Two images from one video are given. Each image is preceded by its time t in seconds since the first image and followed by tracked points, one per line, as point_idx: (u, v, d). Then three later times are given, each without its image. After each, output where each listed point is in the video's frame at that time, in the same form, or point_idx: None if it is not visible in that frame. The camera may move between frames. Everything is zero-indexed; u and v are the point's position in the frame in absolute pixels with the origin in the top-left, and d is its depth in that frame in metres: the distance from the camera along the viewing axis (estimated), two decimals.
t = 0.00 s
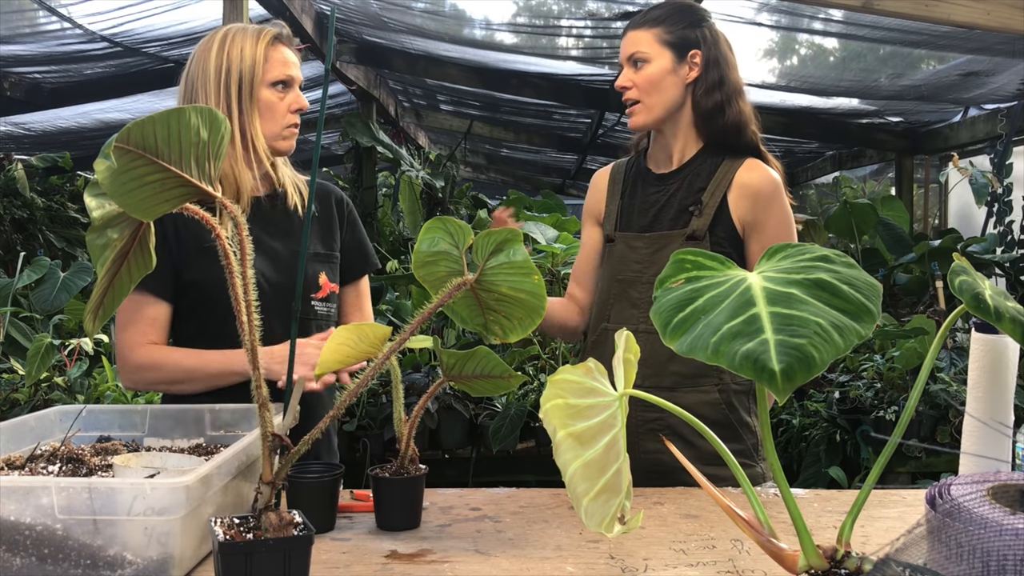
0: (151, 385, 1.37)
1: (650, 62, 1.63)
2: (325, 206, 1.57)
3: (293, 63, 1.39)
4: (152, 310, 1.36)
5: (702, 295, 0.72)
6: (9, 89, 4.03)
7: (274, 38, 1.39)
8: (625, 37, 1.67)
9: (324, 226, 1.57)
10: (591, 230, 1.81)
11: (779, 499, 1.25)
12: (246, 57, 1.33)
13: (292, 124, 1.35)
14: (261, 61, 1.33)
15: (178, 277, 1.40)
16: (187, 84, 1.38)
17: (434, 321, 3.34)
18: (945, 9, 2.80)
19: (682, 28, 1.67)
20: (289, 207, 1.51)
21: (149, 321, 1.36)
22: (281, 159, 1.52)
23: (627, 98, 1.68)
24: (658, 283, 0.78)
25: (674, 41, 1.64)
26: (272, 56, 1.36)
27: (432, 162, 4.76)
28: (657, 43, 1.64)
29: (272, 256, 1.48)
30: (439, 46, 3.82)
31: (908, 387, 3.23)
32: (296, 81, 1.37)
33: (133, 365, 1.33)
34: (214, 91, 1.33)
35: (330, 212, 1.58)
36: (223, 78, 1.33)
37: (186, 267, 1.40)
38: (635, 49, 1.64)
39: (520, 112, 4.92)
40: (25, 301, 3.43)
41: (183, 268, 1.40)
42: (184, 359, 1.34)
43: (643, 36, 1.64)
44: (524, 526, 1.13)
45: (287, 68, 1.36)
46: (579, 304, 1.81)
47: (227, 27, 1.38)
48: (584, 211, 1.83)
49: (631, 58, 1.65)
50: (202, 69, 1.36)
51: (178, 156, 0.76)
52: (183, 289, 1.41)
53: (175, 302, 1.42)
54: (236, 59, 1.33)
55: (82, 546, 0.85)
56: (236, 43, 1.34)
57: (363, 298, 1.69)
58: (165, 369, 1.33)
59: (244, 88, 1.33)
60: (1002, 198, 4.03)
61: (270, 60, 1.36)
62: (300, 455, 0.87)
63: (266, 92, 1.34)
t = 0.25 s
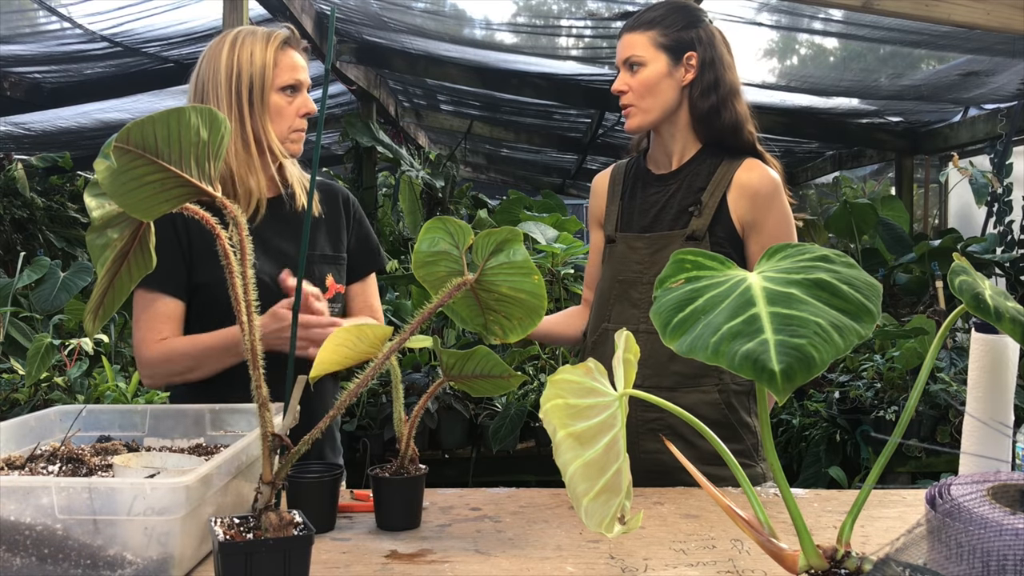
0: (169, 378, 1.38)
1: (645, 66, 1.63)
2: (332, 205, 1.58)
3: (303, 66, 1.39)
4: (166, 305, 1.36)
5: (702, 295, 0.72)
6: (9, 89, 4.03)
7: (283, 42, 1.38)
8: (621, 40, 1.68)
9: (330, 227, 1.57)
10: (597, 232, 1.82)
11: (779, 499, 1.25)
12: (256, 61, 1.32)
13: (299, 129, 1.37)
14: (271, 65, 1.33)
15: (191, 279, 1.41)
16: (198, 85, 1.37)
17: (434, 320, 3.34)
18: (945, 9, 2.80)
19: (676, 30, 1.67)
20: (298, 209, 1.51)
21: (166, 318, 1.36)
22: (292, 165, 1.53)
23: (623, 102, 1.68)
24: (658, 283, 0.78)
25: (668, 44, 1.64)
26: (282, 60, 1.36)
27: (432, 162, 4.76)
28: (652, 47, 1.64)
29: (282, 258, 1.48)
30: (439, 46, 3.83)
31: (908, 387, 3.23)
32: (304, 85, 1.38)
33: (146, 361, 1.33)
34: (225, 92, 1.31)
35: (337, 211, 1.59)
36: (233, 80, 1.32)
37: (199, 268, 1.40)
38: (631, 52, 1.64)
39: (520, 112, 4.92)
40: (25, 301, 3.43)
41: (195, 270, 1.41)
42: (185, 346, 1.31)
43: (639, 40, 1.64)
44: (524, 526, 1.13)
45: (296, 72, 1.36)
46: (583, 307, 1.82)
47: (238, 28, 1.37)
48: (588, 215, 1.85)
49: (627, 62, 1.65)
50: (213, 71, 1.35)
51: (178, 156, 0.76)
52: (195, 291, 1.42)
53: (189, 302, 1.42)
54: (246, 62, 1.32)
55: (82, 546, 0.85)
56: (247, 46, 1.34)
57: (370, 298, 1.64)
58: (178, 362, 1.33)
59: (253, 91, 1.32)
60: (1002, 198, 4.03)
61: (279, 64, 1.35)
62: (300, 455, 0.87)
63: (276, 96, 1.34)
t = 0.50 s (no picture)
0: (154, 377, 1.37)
1: (645, 67, 1.63)
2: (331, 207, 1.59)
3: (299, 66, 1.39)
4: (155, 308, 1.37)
5: (702, 295, 0.72)
6: (9, 89, 4.03)
7: (278, 43, 1.39)
8: (620, 41, 1.68)
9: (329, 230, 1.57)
10: (598, 234, 1.83)
11: (779, 500, 1.25)
12: (251, 65, 1.33)
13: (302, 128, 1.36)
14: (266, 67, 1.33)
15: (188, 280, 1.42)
16: (195, 92, 1.38)
17: (434, 320, 3.34)
18: (945, 9, 2.80)
19: (675, 31, 1.67)
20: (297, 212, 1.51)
21: (152, 319, 1.36)
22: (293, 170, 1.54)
23: (623, 103, 1.67)
24: (657, 283, 0.78)
25: (667, 45, 1.64)
26: (277, 61, 1.36)
27: (432, 162, 4.76)
28: (651, 48, 1.64)
29: (282, 261, 1.49)
30: (439, 46, 3.83)
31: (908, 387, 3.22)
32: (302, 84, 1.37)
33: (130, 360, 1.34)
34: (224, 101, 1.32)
35: (336, 213, 1.59)
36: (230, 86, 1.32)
37: (194, 270, 1.41)
38: (630, 54, 1.64)
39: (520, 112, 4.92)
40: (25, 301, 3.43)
41: (191, 271, 1.41)
42: (168, 342, 1.32)
43: (638, 41, 1.64)
44: (524, 526, 1.13)
45: (293, 71, 1.37)
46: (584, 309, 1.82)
47: (231, 35, 1.38)
48: (589, 217, 1.85)
49: (626, 64, 1.65)
50: (210, 77, 1.36)
51: (178, 156, 0.76)
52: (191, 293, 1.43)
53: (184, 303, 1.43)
54: (243, 67, 1.33)
55: (82, 546, 0.85)
56: (241, 50, 1.35)
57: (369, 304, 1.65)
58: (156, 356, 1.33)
59: (251, 93, 1.33)
60: (1002, 198, 4.03)
61: (275, 65, 1.36)
62: (300, 455, 0.88)
63: (274, 97, 1.34)
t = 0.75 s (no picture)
0: (127, 383, 1.35)
1: (646, 66, 1.63)
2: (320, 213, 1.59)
3: (285, 74, 1.39)
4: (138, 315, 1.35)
5: (702, 295, 0.72)
6: (9, 89, 4.03)
7: (265, 49, 1.39)
8: (621, 40, 1.67)
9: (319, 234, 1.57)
10: (597, 236, 1.83)
11: (779, 500, 1.25)
12: (237, 74, 1.33)
13: (289, 137, 1.37)
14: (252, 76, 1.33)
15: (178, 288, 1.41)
16: (178, 100, 1.39)
17: (434, 321, 3.34)
18: (945, 9, 2.79)
19: (677, 30, 1.66)
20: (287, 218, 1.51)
21: (135, 320, 1.35)
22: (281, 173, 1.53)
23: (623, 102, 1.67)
24: (658, 283, 0.77)
25: (669, 44, 1.64)
26: (264, 69, 1.36)
27: (432, 162, 4.76)
28: (653, 47, 1.63)
29: (277, 269, 1.50)
30: (439, 46, 3.83)
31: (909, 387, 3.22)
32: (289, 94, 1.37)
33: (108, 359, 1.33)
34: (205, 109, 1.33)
35: (326, 220, 1.60)
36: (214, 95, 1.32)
37: (184, 276, 1.40)
38: (631, 52, 1.64)
39: (520, 112, 4.92)
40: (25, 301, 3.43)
41: (182, 279, 1.41)
42: (146, 347, 1.30)
43: (640, 40, 1.64)
44: (524, 526, 1.13)
45: (281, 80, 1.37)
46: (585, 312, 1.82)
47: (217, 41, 1.38)
48: (589, 218, 1.85)
49: (627, 62, 1.65)
50: (195, 84, 1.37)
51: (177, 156, 0.76)
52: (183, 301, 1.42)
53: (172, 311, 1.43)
54: (228, 75, 1.32)
55: (81, 546, 0.85)
56: (227, 57, 1.34)
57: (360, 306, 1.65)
58: (131, 358, 1.31)
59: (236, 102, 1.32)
60: (1002, 198, 4.03)
61: (262, 73, 1.36)
62: (300, 455, 0.87)
63: (261, 107, 1.34)
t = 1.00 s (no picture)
0: (132, 392, 1.31)
1: (650, 64, 1.63)
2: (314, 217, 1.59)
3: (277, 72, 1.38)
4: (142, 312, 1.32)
5: (702, 296, 0.72)
6: (9, 89, 4.03)
7: (256, 48, 1.39)
8: (624, 38, 1.67)
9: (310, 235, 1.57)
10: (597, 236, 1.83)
11: (779, 500, 1.25)
12: (227, 70, 1.33)
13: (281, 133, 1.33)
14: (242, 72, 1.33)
15: (174, 287, 1.39)
16: (169, 101, 1.40)
17: (434, 321, 3.34)
18: (945, 9, 2.79)
19: (682, 30, 1.66)
20: (277, 218, 1.51)
21: (138, 321, 1.32)
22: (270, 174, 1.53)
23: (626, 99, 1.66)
24: (658, 283, 0.77)
25: (673, 43, 1.64)
26: (255, 65, 1.36)
27: (432, 162, 4.75)
28: (658, 45, 1.63)
29: (269, 271, 1.49)
30: (439, 46, 3.82)
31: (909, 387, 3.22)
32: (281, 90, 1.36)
33: (115, 365, 1.28)
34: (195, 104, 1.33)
35: (318, 223, 1.60)
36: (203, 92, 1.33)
37: (183, 275, 1.38)
38: (636, 49, 1.63)
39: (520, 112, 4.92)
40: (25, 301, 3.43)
41: (179, 276, 1.39)
42: (167, 360, 1.27)
43: (645, 38, 1.63)
44: (524, 526, 1.13)
45: (272, 77, 1.37)
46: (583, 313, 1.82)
47: (207, 39, 1.39)
48: (589, 218, 1.85)
49: (631, 59, 1.64)
50: (184, 84, 1.38)
51: (177, 156, 0.76)
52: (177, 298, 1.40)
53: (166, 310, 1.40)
54: (217, 72, 1.33)
55: (81, 546, 0.85)
56: (216, 55, 1.35)
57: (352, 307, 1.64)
58: (147, 368, 1.27)
59: (224, 98, 1.32)
60: (1002, 198, 4.03)
61: (253, 70, 1.36)
62: (300, 455, 0.87)
63: (253, 104, 1.34)
